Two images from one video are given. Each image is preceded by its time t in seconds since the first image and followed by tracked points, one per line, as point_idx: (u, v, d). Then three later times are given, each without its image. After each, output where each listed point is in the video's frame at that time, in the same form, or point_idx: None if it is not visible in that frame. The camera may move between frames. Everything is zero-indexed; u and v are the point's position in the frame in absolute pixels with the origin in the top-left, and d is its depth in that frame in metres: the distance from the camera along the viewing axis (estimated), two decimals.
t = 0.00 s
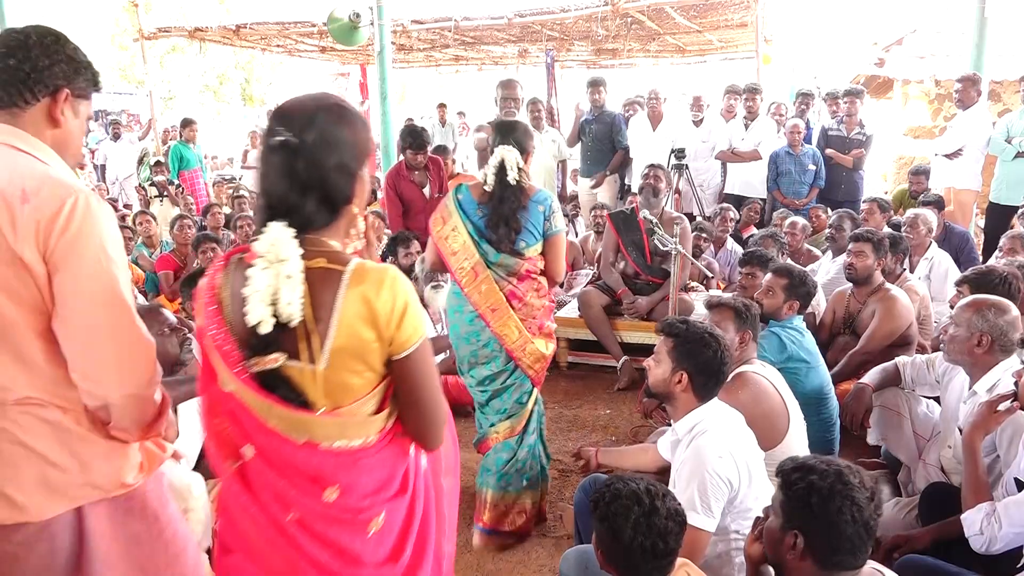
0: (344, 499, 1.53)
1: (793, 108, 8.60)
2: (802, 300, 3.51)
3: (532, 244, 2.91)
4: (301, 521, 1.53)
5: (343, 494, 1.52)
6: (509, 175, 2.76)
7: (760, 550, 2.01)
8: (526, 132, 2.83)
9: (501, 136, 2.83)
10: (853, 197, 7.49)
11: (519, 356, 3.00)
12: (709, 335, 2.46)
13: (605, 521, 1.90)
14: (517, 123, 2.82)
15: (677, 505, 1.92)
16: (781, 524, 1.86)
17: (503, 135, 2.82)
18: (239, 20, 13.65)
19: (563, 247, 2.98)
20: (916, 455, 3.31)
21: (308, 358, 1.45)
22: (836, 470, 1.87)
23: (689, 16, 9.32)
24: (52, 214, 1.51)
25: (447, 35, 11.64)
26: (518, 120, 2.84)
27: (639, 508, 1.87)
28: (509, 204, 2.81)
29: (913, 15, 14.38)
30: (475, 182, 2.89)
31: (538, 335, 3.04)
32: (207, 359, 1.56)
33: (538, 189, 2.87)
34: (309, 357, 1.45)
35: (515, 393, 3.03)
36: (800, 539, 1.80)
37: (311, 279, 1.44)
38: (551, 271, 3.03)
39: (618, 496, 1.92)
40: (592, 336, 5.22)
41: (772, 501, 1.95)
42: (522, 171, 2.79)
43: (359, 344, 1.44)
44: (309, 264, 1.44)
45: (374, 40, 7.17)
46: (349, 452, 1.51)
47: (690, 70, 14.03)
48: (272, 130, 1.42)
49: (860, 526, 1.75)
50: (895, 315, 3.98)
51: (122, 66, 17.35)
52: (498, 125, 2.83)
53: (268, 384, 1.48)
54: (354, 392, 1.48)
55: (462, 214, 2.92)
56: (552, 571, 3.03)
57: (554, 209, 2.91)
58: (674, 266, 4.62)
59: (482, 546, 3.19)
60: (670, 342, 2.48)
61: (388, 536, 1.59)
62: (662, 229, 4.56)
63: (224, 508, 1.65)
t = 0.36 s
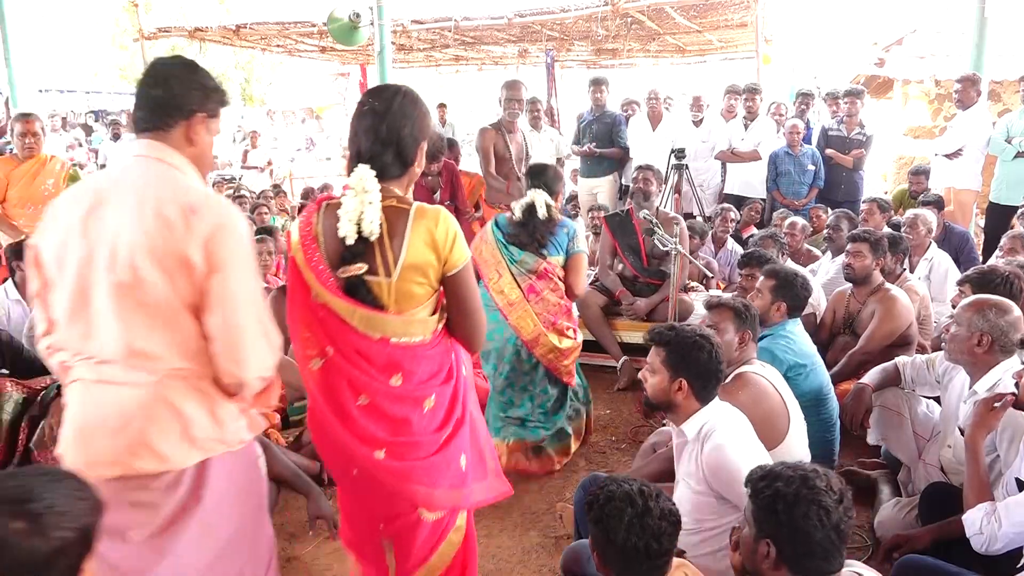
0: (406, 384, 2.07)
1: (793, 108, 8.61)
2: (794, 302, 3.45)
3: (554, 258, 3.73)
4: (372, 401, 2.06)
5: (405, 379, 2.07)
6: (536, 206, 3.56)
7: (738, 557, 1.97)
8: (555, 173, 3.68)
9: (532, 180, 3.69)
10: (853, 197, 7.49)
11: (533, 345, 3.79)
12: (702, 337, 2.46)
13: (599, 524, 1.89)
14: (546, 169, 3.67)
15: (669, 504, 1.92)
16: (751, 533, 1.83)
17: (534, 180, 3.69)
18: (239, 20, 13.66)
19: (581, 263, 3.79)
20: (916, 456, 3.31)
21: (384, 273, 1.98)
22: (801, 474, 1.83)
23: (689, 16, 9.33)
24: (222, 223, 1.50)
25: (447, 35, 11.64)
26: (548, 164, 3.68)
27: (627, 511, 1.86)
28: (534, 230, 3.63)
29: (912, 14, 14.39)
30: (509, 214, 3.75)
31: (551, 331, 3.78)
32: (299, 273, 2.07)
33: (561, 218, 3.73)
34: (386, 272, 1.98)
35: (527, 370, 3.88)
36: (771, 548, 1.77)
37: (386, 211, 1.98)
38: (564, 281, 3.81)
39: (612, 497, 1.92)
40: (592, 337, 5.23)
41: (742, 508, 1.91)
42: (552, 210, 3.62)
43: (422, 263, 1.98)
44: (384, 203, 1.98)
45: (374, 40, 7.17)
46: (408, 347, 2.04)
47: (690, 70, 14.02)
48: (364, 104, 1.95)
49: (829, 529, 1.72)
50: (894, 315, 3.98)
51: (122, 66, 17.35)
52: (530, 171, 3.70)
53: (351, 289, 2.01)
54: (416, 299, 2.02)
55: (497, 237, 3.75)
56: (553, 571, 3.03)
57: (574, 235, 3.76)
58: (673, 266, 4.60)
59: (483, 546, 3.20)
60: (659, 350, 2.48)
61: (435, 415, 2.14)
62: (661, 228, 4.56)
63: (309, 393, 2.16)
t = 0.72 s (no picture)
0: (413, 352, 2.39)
1: (793, 108, 8.61)
2: (790, 305, 3.38)
3: (563, 316, 4.06)
4: (385, 367, 2.39)
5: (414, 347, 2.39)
6: (540, 279, 3.88)
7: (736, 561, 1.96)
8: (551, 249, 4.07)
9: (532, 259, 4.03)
10: (853, 197, 7.49)
11: (550, 393, 4.05)
12: (719, 351, 2.39)
13: (599, 525, 1.89)
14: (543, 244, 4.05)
15: (669, 505, 1.92)
16: (750, 537, 1.82)
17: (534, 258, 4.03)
18: (239, 20, 13.67)
19: (589, 325, 4.19)
20: (916, 456, 3.31)
21: (405, 254, 2.33)
22: (796, 477, 1.83)
23: (689, 16, 9.33)
24: (324, 187, 1.92)
25: (447, 35, 11.64)
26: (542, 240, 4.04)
27: (628, 512, 1.87)
28: (542, 301, 3.92)
29: (912, 14, 14.39)
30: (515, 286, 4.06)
31: (564, 379, 4.05)
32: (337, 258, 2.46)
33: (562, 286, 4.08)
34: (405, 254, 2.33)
35: (547, 411, 4.11)
36: (770, 552, 1.76)
37: (405, 208, 2.32)
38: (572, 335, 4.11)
39: (611, 498, 1.92)
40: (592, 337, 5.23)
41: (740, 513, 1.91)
42: (552, 275, 3.93)
43: (437, 246, 2.33)
44: (408, 201, 2.34)
45: (374, 40, 7.17)
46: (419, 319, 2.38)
47: (690, 70, 14.03)
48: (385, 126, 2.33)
49: (827, 532, 1.72)
50: (895, 315, 3.98)
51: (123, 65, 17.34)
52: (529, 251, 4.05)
53: (381, 273, 2.38)
54: (431, 277, 2.37)
55: (506, 308, 4.05)
56: (553, 571, 3.02)
57: (578, 298, 4.14)
58: (673, 266, 4.60)
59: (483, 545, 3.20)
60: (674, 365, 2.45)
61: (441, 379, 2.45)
62: (661, 228, 4.55)
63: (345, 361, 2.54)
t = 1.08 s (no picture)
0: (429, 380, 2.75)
1: (793, 108, 8.62)
2: (784, 306, 3.39)
3: (556, 313, 4.29)
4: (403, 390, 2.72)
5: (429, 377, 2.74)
6: (528, 275, 4.17)
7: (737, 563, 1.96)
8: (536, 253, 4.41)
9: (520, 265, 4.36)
10: (853, 197, 7.48)
11: (547, 386, 4.15)
12: (763, 343, 2.42)
13: (600, 525, 1.90)
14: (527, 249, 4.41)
15: (670, 505, 1.92)
16: (751, 538, 1.82)
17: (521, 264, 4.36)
18: (240, 20, 13.68)
19: (582, 321, 4.43)
20: (916, 456, 3.31)
21: (434, 302, 2.82)
22: (796, 478, 1.83)
23: (689, 16, 9.33)
24: (354, 177, 2.34)
25: (447, 35, 11.64)
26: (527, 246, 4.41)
27: (630, 511, 1.87)
28: (534, 294, 4.20)
29: (912, 14, 14.38)
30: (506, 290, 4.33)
31: (561, 371, 4.16)
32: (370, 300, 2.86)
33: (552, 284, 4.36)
34: (435, 303, 2.83)
35: (547, 405, 4.22)
36: (770, 553, 1.76)
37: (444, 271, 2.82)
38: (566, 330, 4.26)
39: (613, 498, 1.92)
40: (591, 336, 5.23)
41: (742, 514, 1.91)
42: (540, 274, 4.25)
43: (467, 299, 2.85)
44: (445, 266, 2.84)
45: (375, 40, 7.17)
46: (438, 356, 2.76)
47: (690, 70, 14.04)
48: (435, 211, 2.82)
49: (827, 533, 1.72)
50: (894, 315, 3.98)
51: (123, 65, 17.33)
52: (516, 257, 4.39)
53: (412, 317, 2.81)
54: (454, 326, 2.84)
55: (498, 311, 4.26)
56: (553, 571, 3.01)
57: (569, 297, 4.38)
58: (673, 267, 4.60)
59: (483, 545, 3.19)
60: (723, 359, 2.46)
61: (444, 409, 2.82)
62: (661, 228, 4.55)
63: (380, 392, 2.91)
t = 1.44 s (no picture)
0: (459, 461, 2.91)
1: (793, 108, 8.62)
2: (784, 306, 3.40)
3: (562, 312, 4.22)
4: (438, 474, 2.94)
5: (460, 458, 2.90)
6: (534, 275, 4.01)
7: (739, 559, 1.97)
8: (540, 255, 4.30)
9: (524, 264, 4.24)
10: (853, 198, 7.48)
11: (556, 385, 4.14)
12: (772, 337, 2.42)
13: (600, 525, 1.89)
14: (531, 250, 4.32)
15: (671, 505, 1.92)
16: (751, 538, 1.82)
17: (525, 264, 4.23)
18: (239, 20, 13.69)
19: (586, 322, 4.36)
20: (916, 456, 3.31)
21: (449, 392, 2.84)
22: (798, 478, 1.82)
23: (689, 16, 9.33)
24: (375, 175, 2.57)
25: (447, 35, 11.64)
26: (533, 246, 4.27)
27: (630, 512, 1.87)
28: (541, 296, 4.08)
29: (912, 14, 14.38)
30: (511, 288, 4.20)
31: (568, 371, 4.12)
32: (397, 382, 3.03)
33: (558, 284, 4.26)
34: (451, 392, 2.85)
35: (551, 402, 4.21)
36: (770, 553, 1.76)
37: (451, 356, 2.84)
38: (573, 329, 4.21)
39: (612, 498, 1.92)
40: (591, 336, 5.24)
41: (743, 514, 1.90)
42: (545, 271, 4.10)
43: (478, 384, 2.83)
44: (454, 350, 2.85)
45: (375, 40, 7.18)
46: (463, 441, 2.89)
47: (690, 70, 14.05)
48: (440, 287, 2.88)
49: (827, 534, 1.71)
50: (895, 315, 3.98)
51: (122, 65, 17.31)
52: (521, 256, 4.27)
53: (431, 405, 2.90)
54: (472, 409, 2.87)
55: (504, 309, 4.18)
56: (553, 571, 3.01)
57: (574, 295, 4.31)
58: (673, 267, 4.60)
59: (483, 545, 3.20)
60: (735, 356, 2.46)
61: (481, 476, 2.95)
62: (661, 228, 4.55)
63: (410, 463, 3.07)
